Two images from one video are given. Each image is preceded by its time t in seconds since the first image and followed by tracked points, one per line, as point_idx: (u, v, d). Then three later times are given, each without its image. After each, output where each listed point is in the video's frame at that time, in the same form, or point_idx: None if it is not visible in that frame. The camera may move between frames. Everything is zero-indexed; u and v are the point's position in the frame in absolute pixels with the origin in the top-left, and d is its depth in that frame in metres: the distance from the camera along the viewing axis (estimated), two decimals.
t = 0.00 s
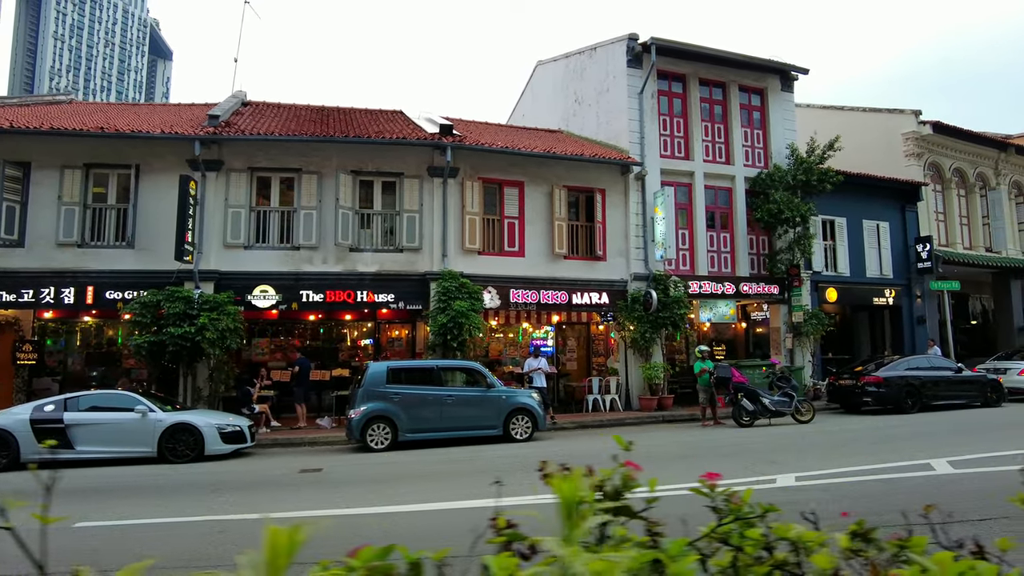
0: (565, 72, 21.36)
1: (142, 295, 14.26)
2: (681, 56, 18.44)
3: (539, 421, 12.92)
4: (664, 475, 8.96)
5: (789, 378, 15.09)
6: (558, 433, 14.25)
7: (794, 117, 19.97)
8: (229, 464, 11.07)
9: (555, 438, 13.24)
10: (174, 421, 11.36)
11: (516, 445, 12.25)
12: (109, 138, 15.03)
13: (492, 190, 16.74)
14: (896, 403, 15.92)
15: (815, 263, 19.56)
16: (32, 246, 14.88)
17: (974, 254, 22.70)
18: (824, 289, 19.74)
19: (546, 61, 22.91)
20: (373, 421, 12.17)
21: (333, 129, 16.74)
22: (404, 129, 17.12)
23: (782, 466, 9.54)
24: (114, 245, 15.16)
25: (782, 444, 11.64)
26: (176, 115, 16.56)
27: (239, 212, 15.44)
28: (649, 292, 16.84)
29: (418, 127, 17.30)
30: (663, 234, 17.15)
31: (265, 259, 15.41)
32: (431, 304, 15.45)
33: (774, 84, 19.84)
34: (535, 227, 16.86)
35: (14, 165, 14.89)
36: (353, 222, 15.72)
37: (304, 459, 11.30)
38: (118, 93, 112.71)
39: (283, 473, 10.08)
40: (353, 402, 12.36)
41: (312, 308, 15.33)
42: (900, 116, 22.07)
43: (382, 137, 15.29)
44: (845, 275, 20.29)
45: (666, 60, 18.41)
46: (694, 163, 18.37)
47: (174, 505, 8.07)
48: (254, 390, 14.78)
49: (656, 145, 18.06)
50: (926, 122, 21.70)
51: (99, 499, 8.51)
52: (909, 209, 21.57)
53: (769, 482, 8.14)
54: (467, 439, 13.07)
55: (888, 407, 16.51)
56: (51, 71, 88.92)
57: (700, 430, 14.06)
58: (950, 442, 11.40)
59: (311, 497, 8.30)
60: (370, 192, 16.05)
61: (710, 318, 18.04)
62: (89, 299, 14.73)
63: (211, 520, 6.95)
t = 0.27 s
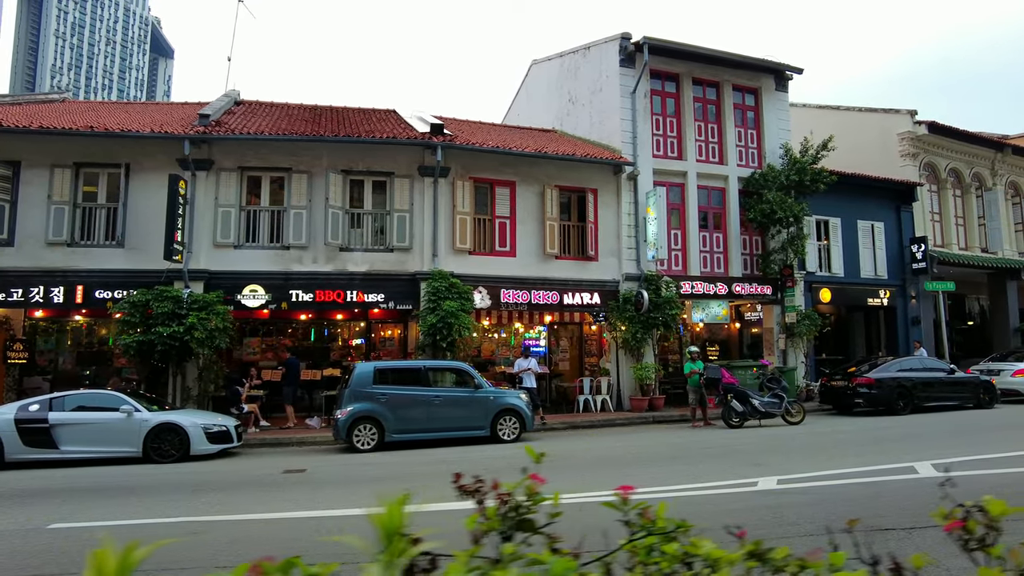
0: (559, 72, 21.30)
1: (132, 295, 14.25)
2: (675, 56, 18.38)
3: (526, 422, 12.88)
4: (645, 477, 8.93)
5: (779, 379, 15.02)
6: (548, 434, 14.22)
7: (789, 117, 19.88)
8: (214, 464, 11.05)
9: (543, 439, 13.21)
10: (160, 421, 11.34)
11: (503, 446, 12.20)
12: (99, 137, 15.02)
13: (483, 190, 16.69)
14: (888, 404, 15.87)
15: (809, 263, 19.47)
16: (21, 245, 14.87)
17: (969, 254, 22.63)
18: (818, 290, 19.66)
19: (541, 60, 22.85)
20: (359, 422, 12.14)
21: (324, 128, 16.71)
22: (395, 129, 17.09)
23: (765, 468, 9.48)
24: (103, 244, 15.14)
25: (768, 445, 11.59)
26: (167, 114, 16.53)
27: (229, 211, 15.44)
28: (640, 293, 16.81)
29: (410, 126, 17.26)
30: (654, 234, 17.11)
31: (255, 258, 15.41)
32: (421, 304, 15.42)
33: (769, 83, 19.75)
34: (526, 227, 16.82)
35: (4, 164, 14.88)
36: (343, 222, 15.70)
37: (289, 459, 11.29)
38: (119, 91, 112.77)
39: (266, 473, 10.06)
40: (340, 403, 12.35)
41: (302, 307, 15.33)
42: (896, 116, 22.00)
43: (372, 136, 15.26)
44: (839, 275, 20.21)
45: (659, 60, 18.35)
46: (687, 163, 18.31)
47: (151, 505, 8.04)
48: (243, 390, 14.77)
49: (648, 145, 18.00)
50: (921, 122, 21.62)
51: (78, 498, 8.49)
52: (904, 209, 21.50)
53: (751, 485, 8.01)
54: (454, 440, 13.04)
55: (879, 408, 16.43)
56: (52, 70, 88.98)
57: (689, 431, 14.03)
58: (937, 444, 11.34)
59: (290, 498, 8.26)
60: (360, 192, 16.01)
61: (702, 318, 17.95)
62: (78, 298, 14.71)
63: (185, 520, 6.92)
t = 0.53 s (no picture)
0: (550, 72, 21.29)
1: (119, 295, 14.25)
2: (665, 56, 18.36)
3: (511, 423, 12.87)
4: (622, 478, 8.92)
5: (766, 380, 15.00)
6: (534, 434, 14.21)
7: (780, 118, 19.83)
8: (195, 465, 11.05)
9: (528, 439, 13.19)
10: (142, 422, 11.32)
11: (487, 447, 12.18)
12: (87, 138, 15.02)
13: (472, 191, 16.67)
14: (876, 405, 15.83)
15: (800, 264, 19.42)
16: (9, 246, 14.87)
17: (962, 255, 22.60)
18: (809, 290, 19.61)
19: (533, 61, 22.84)
20: (343, 423, 12.14)
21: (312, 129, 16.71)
22: (384, 129, 17.09)
23: (744, 469, 9.46)
24: (91, 245, 15.13)
25: (752, 446, 11.57)
26: (156, 114, 16.53)
27: (217, 212, 15.46)
28: (629, 293, 16.80)
29: (399, 127, 17.26)
30: (643, 234, 17.10)
31: (243, 259, 15.43)
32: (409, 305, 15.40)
33: (760, 84, 19.71)
34: (515, 227, 16.79)
35: None
36: (331, 222, 15.71)
37: (271, 460, 11.28)
38: (119, 92, 112.96)
39: (246, 473, 10.07)
40: (323, 404, 12.36)
41: (289, 308, 15.36)
42: (888, 116, 21.97)
43: (359, 137, 15.26)
44: (831, 276, 20.16)
45: (649, 60, 18.33)
46: (677, 164, 18.29)
47: (126, 504, 8.02)
48: (230, 390, 14.76)
49: (638, 145, 17.99)
50: (913, 122, 21.58)
51: (54, 498, 8.48)
52: (896, 209, 21.47)
53: (727, 486, 8.02)
54: (439, 441, 13.02)
55: (868, 409, 16.37)
56: (52, 71, 89.15)
57: (676, 432, 14.01)
58: (920, 445, 11.32)
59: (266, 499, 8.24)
60: (348, 192, 16.01)
61: (692, 319, 17.96)
62: (65, 299, 14.70)
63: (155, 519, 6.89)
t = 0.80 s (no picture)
0: (541, 75, 21.27)
1: (104, 299, 14.23)
2: (653, 59, 18.34)
3: (495, 427, 12.82)
4: (599, 484, 8.90)
5: (753, 382, 14.95)
6: (520, 437, 14.17)
7: (770, 120, 19.78)
8: (176, 469, 11.01)
9: (512, 444, 13.13)
10: (123, 426, 11.28)
11: (470, 451, 12.15)
12: (72, 142, 15.01)
13: (460, 194, 16.61)
14: (864, 408, 15.78)
15: (790, 266, 19.34)
16: None
17: (954, 257, 22.55)
18: (800, 293, 19.53)
19: (524, 63, 22.83)
20: (326, 427, 12.13)
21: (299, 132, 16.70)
22: (372, 132, 17.07)
23: (722, 474, 9.44)
24: (76, 249, 15.10)
25: (734, 450, 11.53)
26: (143, 118, 16.52)
27: (203, 215, 15.46)
28: (617, 296, 16.76)
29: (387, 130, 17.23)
30: (631, 237, 17.07)
31: (229, 263, 15.44)
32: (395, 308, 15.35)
33: (750, 86, 19.66)
34: (503, 230, 16.73)
35: None
36: (317, 226, 15.69)
37: (252, 464, 11.25)
38: (119, 95, 113.16)
39: (225, 477, 10.07)
40: (306, 408, 12.36)
41: (275, 311, 15.37)
42: (880, 118, 21.92)
43: (345, 140, 15.24)
44: (822, 278, 20.07)
45: (638, 63, 18.30)
46: (666, 166, 18.26)
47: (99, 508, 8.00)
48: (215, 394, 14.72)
49: (626, 148, 17.97)
50: (905, 124, 21.54)
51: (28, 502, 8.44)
52: (888, 211, 21.42)
53: (702, 493, 8.31)
54: (422, 445, 13.00)
55: (857, 412, 16.29)
56: (52, 74, 89.34)
57: (662, 435, 13.97)
58: (903, 449, 11.28)
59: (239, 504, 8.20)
60: (335, 195, 15.99)
61: (681, 322, 17.91)
62: (50, 303, 14.68)
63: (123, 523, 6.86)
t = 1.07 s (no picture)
0: (532, 71, 21.15)
1: (88, 297, 14.14)
2: (643, 55, 18.21)
3: (479, 425, 12.73)
4: (576, 482, 8.83)
5: (741, 380, 14.82)
6: (506, 435, 14.09)
7: (762, 117, 19.62)
8: (155, 468, 10.94)
9: (497, 442, 13.03)
10: (102, 424, 11.19)
11: (452, 450, 12.05)
12: (56, 139, 14.92)
13: (447, 191, 16.47)
14: (854, 406, 15.64)
15: (782, 263, 19.20)
16: None
17: (949, 254, 22.43)
18: (791, 290, 19.41)
19: (516, 59, 22.69)
20: (308, 425, 12.09)
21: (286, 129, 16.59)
22: (359, 129, 16.96)
23: (702, 472, 9.36)
24: (61, 246, 15.01)
25: (718, 449, 11.44)
26: (129, 114, 16.42)
27: (188, 212, 15.38)
28: (606, 293, 16.67)
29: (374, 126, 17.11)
30: (620, 234, 16.97)
31: (214, 260, 15.37)
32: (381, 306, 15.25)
33: (741, 82, 19.52)
34: (491, 227, 16.60)
35: None
36: (303, 223, 15.61)
37: (232, 463, 11.18)
38: (118, 93, 113.06)
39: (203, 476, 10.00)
40: (288, 406, 12.31)
41: (260, 309, 15.30)
42: (873, 115, 21.78)
43: (331, 137, 15.15)
44: (814, 276, 19.90)
45: (628, 59, 18.17)
46: (656, 163, 18.15)
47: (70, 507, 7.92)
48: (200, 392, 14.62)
49: (616, 144, 17.85)
50: (898, 120, 21.40)
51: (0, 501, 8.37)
52: (881, 208, 21.28)
53: (679, 491, 8.22)
54: (406, 443, 12.91)
55: (847, 410, 16.16)
56: (50, 72, 89.17)
57: (648, 434, 13.88)
58: (888, 448, 11.18)
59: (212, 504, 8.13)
60: (321, 192, 15.90)
61: (671, 319, 17.82)
62: (34, 301, 14.60)
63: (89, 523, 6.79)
